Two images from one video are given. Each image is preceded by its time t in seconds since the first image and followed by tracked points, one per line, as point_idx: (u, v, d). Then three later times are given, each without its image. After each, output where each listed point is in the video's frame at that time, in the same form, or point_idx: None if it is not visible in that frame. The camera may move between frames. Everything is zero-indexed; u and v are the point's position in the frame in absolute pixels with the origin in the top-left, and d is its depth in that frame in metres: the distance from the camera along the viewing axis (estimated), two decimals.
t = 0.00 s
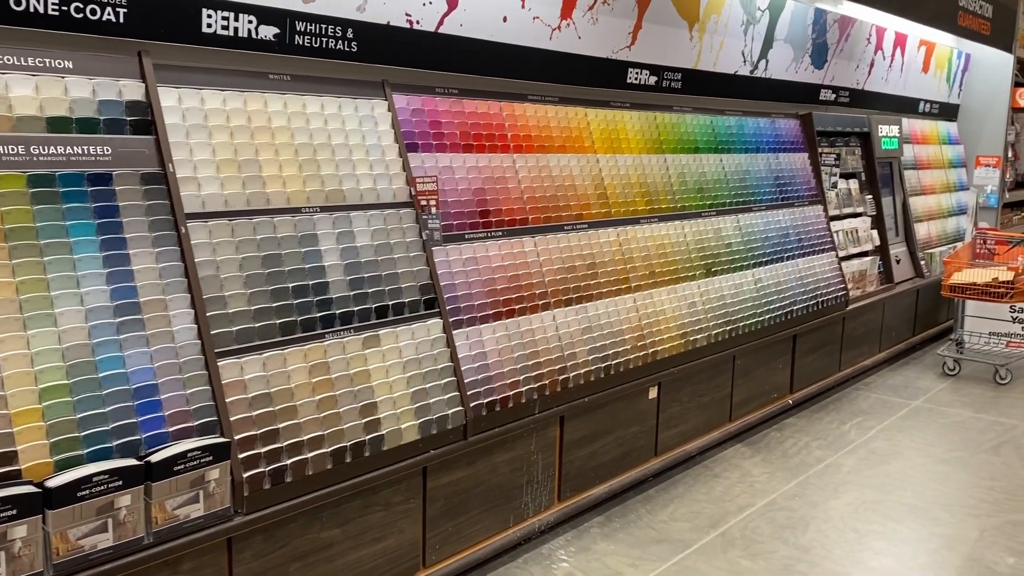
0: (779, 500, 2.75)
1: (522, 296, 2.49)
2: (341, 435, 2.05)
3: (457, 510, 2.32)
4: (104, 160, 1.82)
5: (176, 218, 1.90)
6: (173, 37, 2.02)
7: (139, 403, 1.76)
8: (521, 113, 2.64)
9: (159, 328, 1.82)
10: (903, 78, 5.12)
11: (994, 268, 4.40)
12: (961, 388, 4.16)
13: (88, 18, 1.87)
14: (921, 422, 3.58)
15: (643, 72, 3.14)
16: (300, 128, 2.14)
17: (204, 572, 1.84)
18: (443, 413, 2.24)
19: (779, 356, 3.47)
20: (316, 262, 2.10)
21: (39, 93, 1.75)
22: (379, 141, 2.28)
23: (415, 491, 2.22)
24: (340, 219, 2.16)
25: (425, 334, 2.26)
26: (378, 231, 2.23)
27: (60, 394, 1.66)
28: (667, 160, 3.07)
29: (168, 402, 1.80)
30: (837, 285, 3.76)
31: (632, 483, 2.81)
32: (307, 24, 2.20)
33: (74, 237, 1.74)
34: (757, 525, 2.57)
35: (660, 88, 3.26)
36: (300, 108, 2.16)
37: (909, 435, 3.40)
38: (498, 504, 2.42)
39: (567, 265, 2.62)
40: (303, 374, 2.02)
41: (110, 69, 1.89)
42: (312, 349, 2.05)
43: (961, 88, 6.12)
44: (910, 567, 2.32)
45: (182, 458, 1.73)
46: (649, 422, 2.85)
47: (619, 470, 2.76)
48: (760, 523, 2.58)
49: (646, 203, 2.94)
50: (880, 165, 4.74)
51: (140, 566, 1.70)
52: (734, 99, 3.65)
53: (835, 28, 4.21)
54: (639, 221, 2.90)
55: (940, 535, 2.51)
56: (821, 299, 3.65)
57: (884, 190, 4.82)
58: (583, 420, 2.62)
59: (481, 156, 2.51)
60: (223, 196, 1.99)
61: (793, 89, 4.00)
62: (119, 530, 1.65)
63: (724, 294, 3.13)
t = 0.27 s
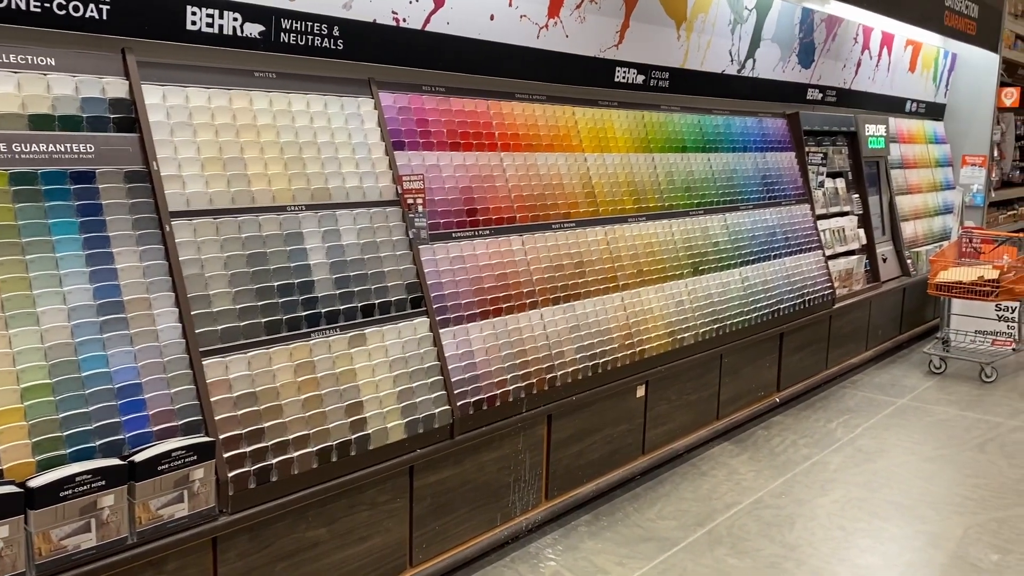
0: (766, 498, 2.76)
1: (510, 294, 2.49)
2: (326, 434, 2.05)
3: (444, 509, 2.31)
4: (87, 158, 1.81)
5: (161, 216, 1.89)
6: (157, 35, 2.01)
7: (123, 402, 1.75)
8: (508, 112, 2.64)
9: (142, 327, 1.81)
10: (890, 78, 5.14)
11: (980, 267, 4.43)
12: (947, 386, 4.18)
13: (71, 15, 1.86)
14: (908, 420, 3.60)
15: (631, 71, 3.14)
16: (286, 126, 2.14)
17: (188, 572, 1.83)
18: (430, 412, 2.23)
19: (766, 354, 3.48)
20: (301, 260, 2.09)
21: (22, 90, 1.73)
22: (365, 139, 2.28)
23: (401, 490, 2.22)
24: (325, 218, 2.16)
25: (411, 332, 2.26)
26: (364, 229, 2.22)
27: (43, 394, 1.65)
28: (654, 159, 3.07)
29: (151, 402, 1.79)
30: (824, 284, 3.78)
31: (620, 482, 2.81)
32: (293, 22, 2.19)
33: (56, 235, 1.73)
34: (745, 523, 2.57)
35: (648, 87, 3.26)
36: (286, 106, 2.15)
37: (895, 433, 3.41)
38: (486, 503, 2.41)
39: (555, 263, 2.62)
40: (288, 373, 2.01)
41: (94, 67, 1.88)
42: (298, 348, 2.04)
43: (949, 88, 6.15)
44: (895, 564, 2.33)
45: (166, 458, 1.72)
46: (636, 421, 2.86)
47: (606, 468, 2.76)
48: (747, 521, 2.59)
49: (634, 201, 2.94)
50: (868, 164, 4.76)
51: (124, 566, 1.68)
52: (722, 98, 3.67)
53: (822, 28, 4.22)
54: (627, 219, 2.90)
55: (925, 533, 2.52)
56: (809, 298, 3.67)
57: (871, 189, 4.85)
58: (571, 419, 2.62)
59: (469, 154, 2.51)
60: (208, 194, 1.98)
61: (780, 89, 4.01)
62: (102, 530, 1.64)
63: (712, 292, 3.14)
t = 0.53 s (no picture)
0: (763, 497, 2.76)
1: (506, 293, 2.49)
2: (323, 433, 2.04)
3: (441, 508, 2.31)
4: (83, 156, 1.80)
5: (156, 214, 1.89)
6: (152, 32, 2.00)
7: (118, 401, 1.75)
8: (505, 110, 2.64)
9: (138, 325, 1.81)
10: (887, 77, 5.15)
11: (976, 265, 4.45)
12: (944, 385, 4.19)
13: (66, 12, 1.85)
14: (904, 419, 3.60)
15: (628, 70, 3.14)
16: (282, 124, 2.13)
17: (183, 570, 1.83)
18: (426, 411, 2.23)
19: (763, 353, 3.48)
20: (298, 259, 2.09)
21: (17, 87, 1.73)
22: (362, 138, 2.28)
23: (397, 489, 2.21)
24: (321, 216, 2.15)
25: (408, 331, 2.26)
26: (361, 228, 2.22)
27: (38, 392, 1.65)
28: (651, 158, 3.07)
29: (147, 400, 1.78)
30: (820, 282, 3.78)
31: (616, 480, 2.81)
32: (289, 19, 2.19)
33: (51, 233, 1.73)
34: (741, 522, 2.58)
35: (645, 86, 3.27)
36: (282, 104, 2.15)
37: (892, 432, 3.42)
38: (482, 502, 2.41)
39: (551, 262, 2.62)
40: (284, 371, 2.01)
41: (89, 64, 1.87)
42: (294, 346, 2.04)
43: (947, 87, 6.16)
44: (891, 563, 2.33)
45: (162, 456, 1.72)
46: (633, 419, 2.86)
47: (602, 467, 2.77)
48: (743, 519, 2.59)
49: (631, 200, 2.94)
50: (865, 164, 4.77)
51: (119, 565, 1.68)
52: (718, 97, 3.67)
53: (820, 27, 4.22)
54: (624, 218, 2.90)
55: (922, 531, 2.52)
56: (806, 297, 3.67)
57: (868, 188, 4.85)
58: (568, 418, 2.62)
59: (465, 153, 2.50)
60: (204, 192, 1.97)
61: (777, 87, 4.01)
62: (98, 529, 1.64)
63: (708, 291, 3.14)
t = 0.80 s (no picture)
0: (769, 496, 2.76)
1: (513, 291, 2.49)
2: (330, 431, 2.05)
3: (447, 505, 2.32)
4: (92, 154, 1.80)
5: (165, 212, 1.90)
6: (161, 31, 2.01)
7: (128, 398, 1.75)
8: (512, 109, 2.64)
9: (147, 322, 1.82)
10: (894, 76, 5.13)
11: (983, 265, 4.45)
12: (950, 385, 4.18)
13: (76, 11, 1.86)
14: (911, 419, 3.60)
15: (635, 68, 3.14)
16: (291, 122, 2.14)
17: (192, 567, 1.84)
18: (433, 409, 2.24)
19: (769, 353, 3.48)
20: (305, 257, 2.10)
21: (27, 85, 1.74)
22: (369, 136, 2.28)
23: (404, 486, 2.22)
24: (329, 214, 2.16)
25: (415, 329, 2.27)
26: (368, 226, 2.22)
27: (49, 388, 1.66)
28: (658, 157, 3.07)
29: (156, 397, 1.79)
30: (827, 282, 3.78)
31: (622, 479, 2.81)
32: (297, 18, 2.19)
33: (61, 231, 1.74)
34: (747, 521, 2.58)
35: (652, 84, 3.26)
36: (290, 102, 2.16)
37: (899, 432, 3.42)
38: (488, 500, 2.42)
39: (558, 261, 2.62)
40: (292, 369, 2.02)
41: (98, 63, 1.88)
42: (302, 344, 2.05)
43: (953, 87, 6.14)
44: (898, 563, 2.33)
45: (171, 453, 1.73)
46: (639, 418, 2.86)
47: (608, 466, 2.77)
48: (750, 519, 2.59)
49: (637, 199, 2.95)
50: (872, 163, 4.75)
51: (128, 561, 1.69)
52: (724, 96, 3.67)
53: (827, 26, 4.22)
54: (631, 217, 2.90)
55: (929, 531, 2.52)
56: (812, 297, 3.67)
57: (875, 187, 4.84)
58: (575, 416, 2.63)
59: (472, 151, 2.50)
60: (213, 190, 1.98)
61: (785, 86, 4.01)
62: (107, 525, 1.65)
63: (715, 290, 3.14)
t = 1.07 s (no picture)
0: (786, 496, 2.76)
1: (530, 290, 2.50)
2: (350, 428, 2.06)
3: (465, 503, 2.33)
4: (117, 152, 1.82)
5: (188, 210, 1.91)
6: (184, 31, 2.03)
7: (151, 394, 1.77)
8: (530, 108, 2.64)
9: (170, 320, 1.84)
10: (912, 75, 5.10)
11: (1004, 265, 4.40)
12: (969, 386, 4.16)
13: (102, 11, 1.88)
14: (929, 420, 3.58)
15: (653, 67, 3.14)
16: (312, 122, 2.16)
17: (214, 562, 1.86)
18: (451, 406, 2.25)
19: (786, 353, 3.47)
20: (327, 255, 2.11)
21: (53, 85, 1.77)
22: (389, 136, 2.29)
23: (423, 484, 2.23)
24: (349, 213, 2.18)
25: (434, 327, 2.28)
26: (388, 225, 2.24)
27: (74, 385, 1.68)
28: (676, 156, 3.07)
29: (179, 394, 1.81)
30: (845, 282, 3.77)
31: (639, 479, 2.81)
32: (318, 17, 2.21)
33: (87, 229, 1.76)
34: (765, 521, 2.58)
35: (670, 83, 3.26)
36: (311, 102, 2.17)
37: (917, 433, 3.40)
38: (506, 498, 2.43)
39: (575, 260, 2.62)
40: (313, 366, 2.04)
41: (123, 62, 1.90)
42: (323, 341, 2.07)
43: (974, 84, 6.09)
44: (916, 564, 2.33)
45: (193, 449, 1.75)
46: (656, 418, 2.86)
47: (625, 465, 2.77)
48: (767, 519, 2.59)
49: (655, 198, 2.95)
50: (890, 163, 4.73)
51: (152, 555, 1.71)
52: (744, 94, 3.65)
53: (845, 25, 4.20)
54: (648, 216, 2.91)
55: (947, 533, 2.51)
56: (830, 297, 3.66)
57: (893, 187, 4.83)
58: (592, 415, 2.64)
59: (490, 151, 2.51)
60: (235, 189, 2.00)
61: (803, 84, 3.99)
62: (131, 520, 1.67)
63: (733, 290, 3.14)
